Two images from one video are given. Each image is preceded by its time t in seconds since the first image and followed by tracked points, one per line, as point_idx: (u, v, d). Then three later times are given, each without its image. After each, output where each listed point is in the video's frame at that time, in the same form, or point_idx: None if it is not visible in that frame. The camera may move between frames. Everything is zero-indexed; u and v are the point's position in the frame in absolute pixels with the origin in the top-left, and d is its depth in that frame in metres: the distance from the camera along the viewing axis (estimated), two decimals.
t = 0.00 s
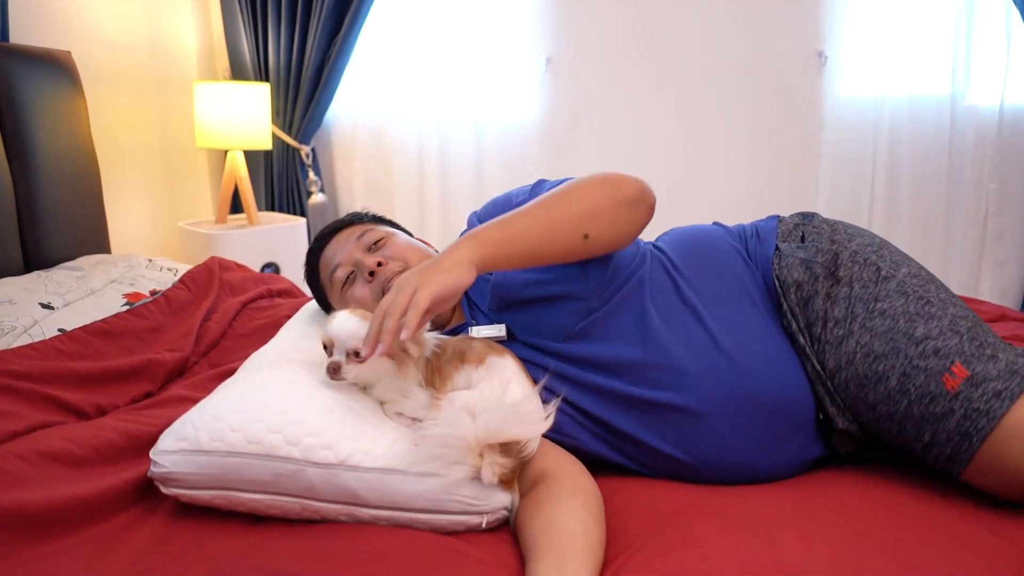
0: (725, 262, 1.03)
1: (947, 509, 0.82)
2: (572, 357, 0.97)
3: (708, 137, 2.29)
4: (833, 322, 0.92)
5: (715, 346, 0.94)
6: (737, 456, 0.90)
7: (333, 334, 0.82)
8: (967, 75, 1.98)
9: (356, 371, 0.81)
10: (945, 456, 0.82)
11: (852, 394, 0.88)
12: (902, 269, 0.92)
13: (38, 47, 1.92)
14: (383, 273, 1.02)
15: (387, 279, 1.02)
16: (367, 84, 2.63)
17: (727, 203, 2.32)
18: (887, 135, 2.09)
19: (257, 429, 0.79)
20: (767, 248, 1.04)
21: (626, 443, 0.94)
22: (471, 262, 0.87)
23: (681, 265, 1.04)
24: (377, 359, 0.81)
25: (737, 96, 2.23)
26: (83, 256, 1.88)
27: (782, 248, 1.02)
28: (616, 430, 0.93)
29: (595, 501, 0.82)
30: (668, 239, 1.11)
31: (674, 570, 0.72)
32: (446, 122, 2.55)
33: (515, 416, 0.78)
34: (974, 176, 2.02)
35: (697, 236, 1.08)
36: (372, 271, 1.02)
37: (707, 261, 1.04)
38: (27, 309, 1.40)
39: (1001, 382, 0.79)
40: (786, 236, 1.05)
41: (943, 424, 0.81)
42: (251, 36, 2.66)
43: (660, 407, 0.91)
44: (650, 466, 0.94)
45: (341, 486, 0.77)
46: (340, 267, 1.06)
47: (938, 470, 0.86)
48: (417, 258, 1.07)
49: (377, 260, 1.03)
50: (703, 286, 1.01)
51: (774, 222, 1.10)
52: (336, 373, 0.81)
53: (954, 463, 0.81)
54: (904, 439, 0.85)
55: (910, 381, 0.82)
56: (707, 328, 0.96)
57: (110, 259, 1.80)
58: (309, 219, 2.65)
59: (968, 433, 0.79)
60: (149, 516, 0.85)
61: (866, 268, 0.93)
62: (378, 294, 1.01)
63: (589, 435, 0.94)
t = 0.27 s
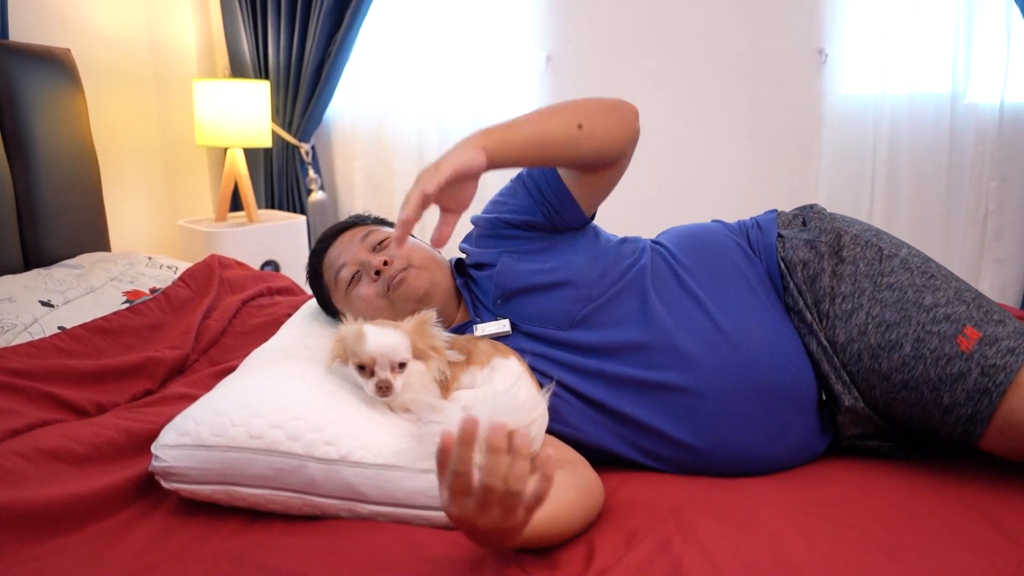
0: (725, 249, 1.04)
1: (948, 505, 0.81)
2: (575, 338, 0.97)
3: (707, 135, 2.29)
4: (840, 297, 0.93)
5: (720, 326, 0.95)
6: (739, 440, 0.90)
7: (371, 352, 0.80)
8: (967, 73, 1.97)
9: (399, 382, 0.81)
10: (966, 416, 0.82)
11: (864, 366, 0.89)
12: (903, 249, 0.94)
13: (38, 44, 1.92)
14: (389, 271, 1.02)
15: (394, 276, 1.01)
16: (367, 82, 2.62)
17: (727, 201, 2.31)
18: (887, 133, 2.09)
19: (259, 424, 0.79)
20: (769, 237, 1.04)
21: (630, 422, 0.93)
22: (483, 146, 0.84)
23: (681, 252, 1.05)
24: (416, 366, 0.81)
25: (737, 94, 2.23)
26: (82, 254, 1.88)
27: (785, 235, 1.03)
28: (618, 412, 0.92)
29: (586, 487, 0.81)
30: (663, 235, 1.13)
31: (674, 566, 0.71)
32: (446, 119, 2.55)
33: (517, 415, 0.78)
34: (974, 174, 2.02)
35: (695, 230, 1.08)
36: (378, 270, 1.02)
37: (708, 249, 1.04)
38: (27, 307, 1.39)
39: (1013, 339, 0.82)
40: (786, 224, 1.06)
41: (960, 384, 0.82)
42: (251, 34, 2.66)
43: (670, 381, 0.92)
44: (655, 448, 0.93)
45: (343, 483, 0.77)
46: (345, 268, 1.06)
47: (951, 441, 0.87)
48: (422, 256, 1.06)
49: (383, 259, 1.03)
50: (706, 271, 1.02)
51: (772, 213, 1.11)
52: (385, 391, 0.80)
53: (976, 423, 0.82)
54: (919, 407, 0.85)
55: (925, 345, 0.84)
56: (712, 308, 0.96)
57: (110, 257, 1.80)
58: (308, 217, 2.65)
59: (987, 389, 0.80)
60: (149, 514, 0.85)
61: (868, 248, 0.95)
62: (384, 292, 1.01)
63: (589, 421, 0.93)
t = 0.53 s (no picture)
0: (722, 247, 1.04)
1: (946, 504, 0.81)
2: (570, 338, 0.97)
3: (707, 132, 2.28)
4: (836, 298, 0.93)
5: (716, 325, 0.95)
6: (736, 435, 0.91)
7: (384, 344, 0.81)
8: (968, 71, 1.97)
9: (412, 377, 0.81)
10: (957, 421, 0.83)
11: (858, 368, 0.89)
12: (901, 250, 0.94)
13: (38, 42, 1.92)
14: (389, 273, 1.02)
15: (394, 279, 1.02)
16: (367, 80, 2.62)
17: (728, 198, 2.31)
18: (887, 131, 2.08)
19: (259, 421, 0.79)
20: (767, 236, 1.04)
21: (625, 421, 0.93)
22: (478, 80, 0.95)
23: (678, 251, 1.05)
24: (429, 361, 0.82)
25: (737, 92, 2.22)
26: (82, 252, 1.88)
27: (782, 234, 1.03)
28: (615, 409, 0.92)
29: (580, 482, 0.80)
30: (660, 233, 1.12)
31: (671, 565, 0.71)
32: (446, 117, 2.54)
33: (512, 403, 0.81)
34: (974, 172, 2.01)
35: (693, 227, 1.08)
36: (378, 271, 1.02)
37: (705, 249, 1.04)
38: (27, 305, 1.40)
39: (1007, 346, 0.82)
40: (784, 223, 1.06)
41: (952, 389, 0.82)
42: (251, 32, 2.66)
43: (665, 381, 0.92)
44: (651, 446, 0.93)
45: (343, 479, 0.77)
46: (344, 270, 1.06)
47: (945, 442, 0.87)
48: (422, 257, 1.07)
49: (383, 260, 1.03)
50: (702, 271, 1.02)
51: (770, 212, 1.11)
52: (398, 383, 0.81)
53: (968, 428, 0.82)
54: (913, 410, 0.86)
55: (918, 349, 0.84)
56: (706, 309, 0.96)
57: (110, 255, 1.80)
58: (308, 215, 2.64)
59: (979, 395, 0.81)
60: (149, 512, 0.85)
61: (865, 248, 0.95)
62: (385, 293, 1.02)
63: (589, 417, 0.93)
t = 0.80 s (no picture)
0: (723, 248, 1.04)
1: (945, 501, 0.81)
2: (569, 338, 0.97)
3: (708, 131, 2.28)
4: (835, 299, 0.92)
5: (716, 325, 0.95)
6: (736, 434, 0.91)
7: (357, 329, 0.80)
8: (967, 69, 1.97)
9: (370, 360, 0.80)
10: (958, 422, 0.83)
11: (858, 369, 0.89)
12: (901, 250, 0.94)
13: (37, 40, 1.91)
14: (388, 270, 1.02)
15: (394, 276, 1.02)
16: (367, 77, 2.62)
17: (728, 196, 2.31)
18: (887, 129, 2.08)
19: (259, 419, 0.79)
20: (767, 235, 1.04)
21: (625, 420, 0.93)
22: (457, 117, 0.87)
23: (678, 251, 1.05)
24: (395, 351, 0.80)
25: (737, 90, 2.22)
26: (82, 250, 1.88)
27: (782, 233, 1.03)
28: (615, 408, 0.93)
29: (581, 494, 0.78)
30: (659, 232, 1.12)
31: (672, 562, 0.71)
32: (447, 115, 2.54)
33: (502, 398, 0.79)
34: (975, 170, 2.01)
35: (694, 227, 1.08)
36: (378, 270, 1.03)
37: (705, 249, 1.04)
38: (26, 303, 1.39)
39: (1007, 347, 0.82)
40: (785, 223, 1.06)
41: (952, 391, 0.82)
42: (251, 29, 2.65)
43: (665, 381, 0.92)
44: (651, 446, 0.93)
45: (343, 476, 0.77)
46: (345, 266, 1.06)
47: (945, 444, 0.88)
48: (422, 255, 1.06)
49: (383, 257, 1.04)
50: (702, 271, 1.01)
51: (771, 211, 1.11)
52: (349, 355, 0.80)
53: (968, 429, 0.83)
54: (912, 410, 0.86)
55: (918, 351, 0.84)
56: (706, 309, 0.96)
57: (110, 253, 1.80)
58: (308, 213, 2.64)
59: (979, 397, 0.81)
60: (149, 509, 0.85)
61: (866, 249, 0.95)
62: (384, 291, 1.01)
63: (589, 416, 0.93)
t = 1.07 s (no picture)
0: (724, 245, 1.04)
1: (945, 498, 0.82)
2: (569, 337, 0.96)
3: (708, 128, 2.28)
4: (836, 296, 0.92)
5: (717, 323, 0.94)
6: (736, 432, 0.91)
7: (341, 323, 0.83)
8: (968, 66, 1.97)
9: (353, 350, 0.82)
10: (959, 419, 0.83)
11: (859, 367, 0.89)
12: (902, 247, 0.94)
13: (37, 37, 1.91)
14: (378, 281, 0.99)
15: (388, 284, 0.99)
16: (367, 75, 2.62)
17: (728, 194, 2.31)
18: (888, 126, 2.08)
19: (261, 415, 0.79)
20: (768, 232, 1.04)
21: (625, 420, 0.93)
22: (356, 227, 0.81)
23: (678, 248, 1.04)
24: (378, 343, 0.82)
25: (737, 87, 2.22)
26: (82, 248, 1.88)
27: (783, 230, 1.03)
28: (616, 407, 0.93)
29: (580, 495, 0.79)
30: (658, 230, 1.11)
31: (672, 560, 0.72)
32: (447, 112, 2.54)
33: (485, 392, 0.79)
34: (975, 167, 2.01)
35: (695, 225, 1.08)
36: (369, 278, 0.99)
37: (705, 246, 1.04)
38: (26, 300, 1.39)
39: (1008, 343, 0.82)
40: (785, 219, 1.06)
41: (953, 387, 0.82)
42: (251, 26, 2.65)
43: (666, 380, 0.91)
44: (651, 445, 0.93)
45: (344, 473, 0.77)
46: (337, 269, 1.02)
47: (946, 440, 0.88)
48: (414, 258, 1.04)
49: (372, 264, 1.00)
50: (702, 268, 1.01)
51: (772, 208, 1.11)
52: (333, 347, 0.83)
53: (969, 426, 0.83)
54: (913, 407, 0.86)
55: (919, 347, 0.84)
56: (706, 307, 0.96)
57: (110, 250, 1.79)
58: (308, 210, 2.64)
59: (980, 393, 0.81)
60: (150, 506, 0.85)
61: (867, 246, 0.94)
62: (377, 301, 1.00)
63: (591, 416, 0.93)
